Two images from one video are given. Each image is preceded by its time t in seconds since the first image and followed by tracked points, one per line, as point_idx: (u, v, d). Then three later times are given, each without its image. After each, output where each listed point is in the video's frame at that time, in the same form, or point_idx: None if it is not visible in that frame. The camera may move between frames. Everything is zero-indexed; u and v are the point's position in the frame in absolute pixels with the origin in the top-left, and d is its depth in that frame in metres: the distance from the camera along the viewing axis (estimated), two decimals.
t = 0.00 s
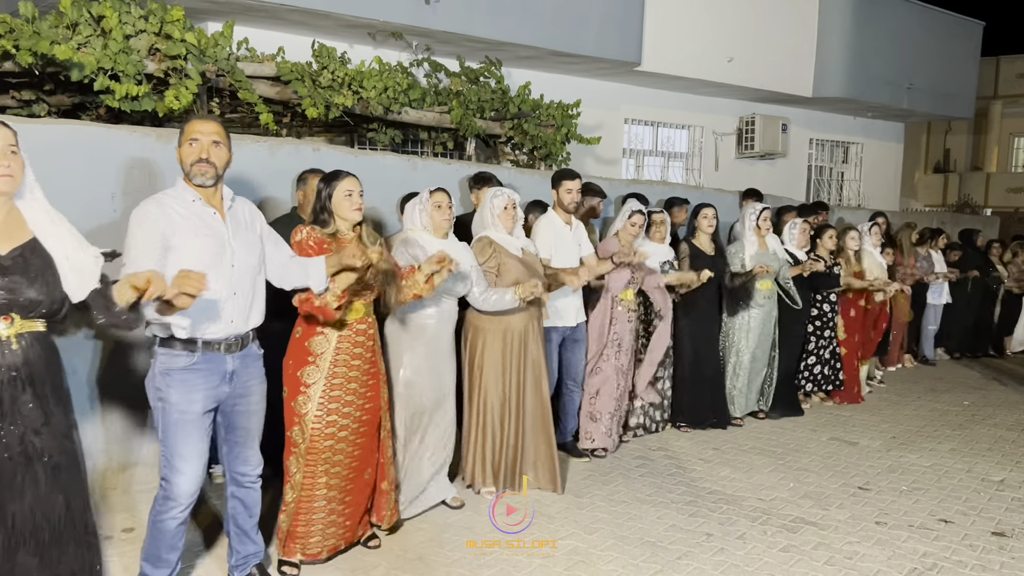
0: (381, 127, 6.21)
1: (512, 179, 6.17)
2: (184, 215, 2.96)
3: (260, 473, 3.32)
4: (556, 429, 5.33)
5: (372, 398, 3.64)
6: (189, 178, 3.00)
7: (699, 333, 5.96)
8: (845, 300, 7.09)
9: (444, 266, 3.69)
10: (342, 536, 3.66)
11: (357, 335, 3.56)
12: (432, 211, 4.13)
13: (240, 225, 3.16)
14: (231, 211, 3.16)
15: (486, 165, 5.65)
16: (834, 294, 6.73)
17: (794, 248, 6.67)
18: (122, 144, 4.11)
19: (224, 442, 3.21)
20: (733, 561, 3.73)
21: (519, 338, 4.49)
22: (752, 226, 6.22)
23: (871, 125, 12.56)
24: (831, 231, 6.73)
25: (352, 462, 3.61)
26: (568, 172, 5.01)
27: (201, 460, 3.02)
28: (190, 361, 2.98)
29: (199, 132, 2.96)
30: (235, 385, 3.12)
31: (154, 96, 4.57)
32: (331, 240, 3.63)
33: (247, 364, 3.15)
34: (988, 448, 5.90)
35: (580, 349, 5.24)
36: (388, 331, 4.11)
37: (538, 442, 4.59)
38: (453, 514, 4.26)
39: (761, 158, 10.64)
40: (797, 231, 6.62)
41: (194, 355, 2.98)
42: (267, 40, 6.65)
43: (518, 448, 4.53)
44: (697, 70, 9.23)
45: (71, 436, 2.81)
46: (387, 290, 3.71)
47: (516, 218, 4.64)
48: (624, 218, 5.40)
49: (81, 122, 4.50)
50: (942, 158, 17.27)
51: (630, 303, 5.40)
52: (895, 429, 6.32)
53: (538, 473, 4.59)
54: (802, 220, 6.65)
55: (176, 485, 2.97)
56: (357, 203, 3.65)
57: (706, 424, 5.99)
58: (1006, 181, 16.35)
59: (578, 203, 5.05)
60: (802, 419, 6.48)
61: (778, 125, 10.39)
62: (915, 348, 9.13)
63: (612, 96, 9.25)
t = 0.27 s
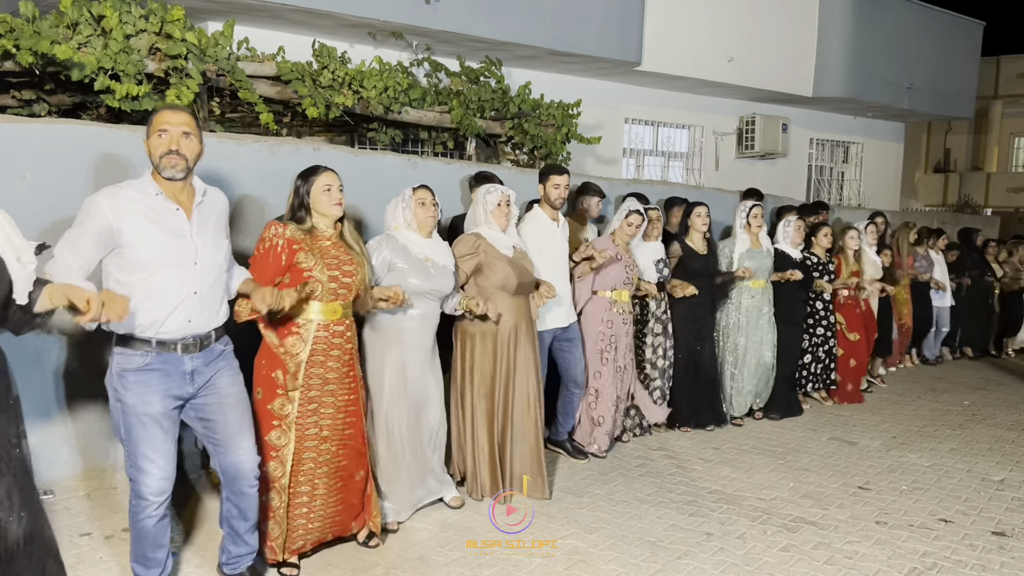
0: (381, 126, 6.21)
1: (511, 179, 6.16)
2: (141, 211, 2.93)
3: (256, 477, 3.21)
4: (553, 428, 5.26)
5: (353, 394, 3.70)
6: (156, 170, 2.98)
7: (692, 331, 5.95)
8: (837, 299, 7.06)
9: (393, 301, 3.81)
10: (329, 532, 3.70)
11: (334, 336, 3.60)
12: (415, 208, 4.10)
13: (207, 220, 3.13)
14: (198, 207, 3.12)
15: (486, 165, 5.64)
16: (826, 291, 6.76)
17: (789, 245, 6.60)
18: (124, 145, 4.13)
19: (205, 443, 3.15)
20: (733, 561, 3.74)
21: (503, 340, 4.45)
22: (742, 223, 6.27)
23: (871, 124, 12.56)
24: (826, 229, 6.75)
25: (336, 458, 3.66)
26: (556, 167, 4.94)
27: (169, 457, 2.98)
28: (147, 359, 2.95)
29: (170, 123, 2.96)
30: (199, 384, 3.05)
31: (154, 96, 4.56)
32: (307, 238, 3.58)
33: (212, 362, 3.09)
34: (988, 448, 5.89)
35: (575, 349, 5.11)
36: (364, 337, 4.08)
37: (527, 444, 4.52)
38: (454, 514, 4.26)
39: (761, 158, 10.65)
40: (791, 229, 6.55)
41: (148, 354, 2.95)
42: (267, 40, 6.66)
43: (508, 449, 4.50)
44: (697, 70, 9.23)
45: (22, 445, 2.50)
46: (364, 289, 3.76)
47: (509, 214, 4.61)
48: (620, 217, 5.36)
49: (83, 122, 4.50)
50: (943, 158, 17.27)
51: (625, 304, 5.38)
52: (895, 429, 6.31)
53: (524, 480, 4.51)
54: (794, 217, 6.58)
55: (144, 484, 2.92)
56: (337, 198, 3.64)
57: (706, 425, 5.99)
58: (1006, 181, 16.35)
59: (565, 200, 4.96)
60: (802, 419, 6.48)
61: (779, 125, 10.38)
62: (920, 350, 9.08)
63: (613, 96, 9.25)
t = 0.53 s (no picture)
0: (381, 126, 6.21)
1: (511, 180, 6.16)
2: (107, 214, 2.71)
3: (196, 499, 2.89)
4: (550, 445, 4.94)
5: (331, 406, 3.46)
6: (122, 170, 2.76)
7: (687, 334, 5.75)
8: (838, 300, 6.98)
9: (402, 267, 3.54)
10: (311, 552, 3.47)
11: (308, 343, 3.40)
12: (395, 209, 3.97)
13: (179, 221, 2.92)
14: (169, 207, 2.90)
15: (486, 164, 5.64)
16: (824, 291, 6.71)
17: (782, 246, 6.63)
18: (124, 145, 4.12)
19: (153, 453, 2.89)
20: (733, 560, 3.74)
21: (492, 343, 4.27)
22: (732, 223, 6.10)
23: (871, 124, 12.57)
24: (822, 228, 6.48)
25: (315, 473, 3.44)
26: (554, 177, 4.91)
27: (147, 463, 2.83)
28: (114, 367, 2.76)
29: (136, 122, 2.70)
30: (166, 394, 2.85)
31: (155, 96, 4.56)
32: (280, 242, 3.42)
33: (182, 371, 2.88)
34: (988, 448, 5.89)
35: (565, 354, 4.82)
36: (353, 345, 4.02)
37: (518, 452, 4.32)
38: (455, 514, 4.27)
39: (761, 158, 10.65)
40: (785, 228, 6.59)
41: (115, 361, 2.76)
42: (268, 40, 6.67)
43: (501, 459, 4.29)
44: (697, 70, 9.23)
45: None
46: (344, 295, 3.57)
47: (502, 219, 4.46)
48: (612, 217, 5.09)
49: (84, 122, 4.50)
50: (943, 158, 17.26)
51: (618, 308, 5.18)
52: (894, 429, 6.31)
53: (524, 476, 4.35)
54: (790, 217, 6.62)
55: (125, 489, 2.81)
56: (312, 202, 3.44)
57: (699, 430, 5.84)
58: (1006, 181, 16.36)
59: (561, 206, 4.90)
60: (801, 419, 6.49)
61: (779, 124, 10.38)
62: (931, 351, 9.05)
63: (613, 96, 9.25)
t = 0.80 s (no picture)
0: (382, 126, 6.21)
1: (511, 179, 6.15)
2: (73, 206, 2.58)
3: (158, 520, 2.78)
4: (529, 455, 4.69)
5: (311, 412, 3.21)
6: (90, 167, 2.63)
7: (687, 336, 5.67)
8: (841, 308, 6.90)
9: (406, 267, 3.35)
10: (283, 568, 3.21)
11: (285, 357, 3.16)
12: (385, 205, 3.88)
13: (152, 219, 2.77)
14: (141, 205, 2.76)
15: (486, 163, 5.63)
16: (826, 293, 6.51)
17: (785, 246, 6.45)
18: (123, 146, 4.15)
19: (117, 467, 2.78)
20: (734, 559, 3.74)
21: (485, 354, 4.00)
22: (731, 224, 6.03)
23: (871, 124, 12.57)
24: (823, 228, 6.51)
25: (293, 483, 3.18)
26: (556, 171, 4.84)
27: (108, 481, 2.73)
28: (80, 378, 2.64)
29: (104, 115, 2.60)
30: (131, 407, 2.72)
31: (155, 95, 4.56)
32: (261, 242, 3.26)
33: (151, 384, 2.74)
34: (988, 447, 5.89)
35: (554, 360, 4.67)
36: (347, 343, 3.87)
37: (505, 471, 4.02)
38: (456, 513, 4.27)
39: (761, 157, 10.65)
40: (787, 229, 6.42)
41: (82, 379, 2.64)
42: (269, 39, 6.67)
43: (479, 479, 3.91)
44: (697, 69, 9.22)
45: None
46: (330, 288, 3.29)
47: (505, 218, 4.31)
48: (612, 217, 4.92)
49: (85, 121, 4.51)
50: (943, 158, 17.24)
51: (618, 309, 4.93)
52: (895, 429, 6.30)
53: (520, 477, 4.13)
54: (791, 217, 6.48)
55: (86, 509, 2.74)
56: (294, 199, 3.26)
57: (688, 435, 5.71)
58: (1006, 181, 16.36)
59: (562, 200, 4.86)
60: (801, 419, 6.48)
61: (779, 124, 10.38)
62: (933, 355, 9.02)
63: (613, 96, 9.25)
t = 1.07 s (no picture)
0: (383, 125, 6.21)
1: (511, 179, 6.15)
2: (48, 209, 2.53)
3: (145, 529, 2.74)
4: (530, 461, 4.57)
5: (305, 422, 3.15)
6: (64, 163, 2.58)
7: (687, 338, 5.64)
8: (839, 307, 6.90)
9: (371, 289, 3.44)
10: None
11: (275, 356, 3.10)
12: (386, 210, 3.72)
13: (131, 221, 2.71)
14: (118, 206, 2.70)
15: (486, 163, 5.62)
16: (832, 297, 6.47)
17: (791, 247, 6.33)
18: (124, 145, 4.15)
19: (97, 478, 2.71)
20: (736, 558, 3.74)
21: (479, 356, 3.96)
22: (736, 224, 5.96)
23: (872, 124, 12.58)
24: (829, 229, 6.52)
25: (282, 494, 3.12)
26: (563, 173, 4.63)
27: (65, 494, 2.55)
28: (52, 380, 2.54)
29: (78, 108, 2.55)
30: (109, 412, 2.62)
31: (155, 95, 4.56)
32: (252, 246, 3.16)
33: (129, 388, 2.66)
34: (989, 447, 5.89)
35: (561, 369, 4.46)
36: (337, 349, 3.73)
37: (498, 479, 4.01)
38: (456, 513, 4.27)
39: (762, 157, 10.65)
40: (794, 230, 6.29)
41: (53, 373, 2.54)
42: (269, 38, 6.67)
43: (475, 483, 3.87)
44: (697, 69, 9.22)
45: None
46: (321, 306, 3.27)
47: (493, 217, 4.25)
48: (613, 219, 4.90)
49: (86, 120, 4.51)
50: (944, 157, 17.22)
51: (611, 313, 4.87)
52: (897, 429, 6.30)
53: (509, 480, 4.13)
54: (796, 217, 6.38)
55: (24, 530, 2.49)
56: (288, 202, 3.20)
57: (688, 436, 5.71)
58: (1007, 181, 16.37)
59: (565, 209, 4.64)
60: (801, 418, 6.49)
61: (780, 124, 10.38)
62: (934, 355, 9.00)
63: (613, 96, 9.25)
